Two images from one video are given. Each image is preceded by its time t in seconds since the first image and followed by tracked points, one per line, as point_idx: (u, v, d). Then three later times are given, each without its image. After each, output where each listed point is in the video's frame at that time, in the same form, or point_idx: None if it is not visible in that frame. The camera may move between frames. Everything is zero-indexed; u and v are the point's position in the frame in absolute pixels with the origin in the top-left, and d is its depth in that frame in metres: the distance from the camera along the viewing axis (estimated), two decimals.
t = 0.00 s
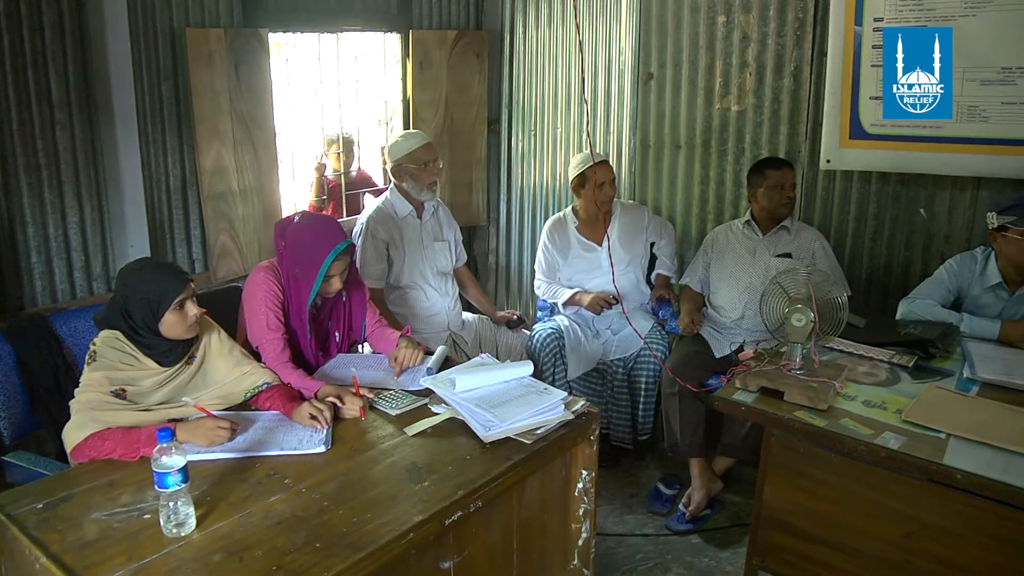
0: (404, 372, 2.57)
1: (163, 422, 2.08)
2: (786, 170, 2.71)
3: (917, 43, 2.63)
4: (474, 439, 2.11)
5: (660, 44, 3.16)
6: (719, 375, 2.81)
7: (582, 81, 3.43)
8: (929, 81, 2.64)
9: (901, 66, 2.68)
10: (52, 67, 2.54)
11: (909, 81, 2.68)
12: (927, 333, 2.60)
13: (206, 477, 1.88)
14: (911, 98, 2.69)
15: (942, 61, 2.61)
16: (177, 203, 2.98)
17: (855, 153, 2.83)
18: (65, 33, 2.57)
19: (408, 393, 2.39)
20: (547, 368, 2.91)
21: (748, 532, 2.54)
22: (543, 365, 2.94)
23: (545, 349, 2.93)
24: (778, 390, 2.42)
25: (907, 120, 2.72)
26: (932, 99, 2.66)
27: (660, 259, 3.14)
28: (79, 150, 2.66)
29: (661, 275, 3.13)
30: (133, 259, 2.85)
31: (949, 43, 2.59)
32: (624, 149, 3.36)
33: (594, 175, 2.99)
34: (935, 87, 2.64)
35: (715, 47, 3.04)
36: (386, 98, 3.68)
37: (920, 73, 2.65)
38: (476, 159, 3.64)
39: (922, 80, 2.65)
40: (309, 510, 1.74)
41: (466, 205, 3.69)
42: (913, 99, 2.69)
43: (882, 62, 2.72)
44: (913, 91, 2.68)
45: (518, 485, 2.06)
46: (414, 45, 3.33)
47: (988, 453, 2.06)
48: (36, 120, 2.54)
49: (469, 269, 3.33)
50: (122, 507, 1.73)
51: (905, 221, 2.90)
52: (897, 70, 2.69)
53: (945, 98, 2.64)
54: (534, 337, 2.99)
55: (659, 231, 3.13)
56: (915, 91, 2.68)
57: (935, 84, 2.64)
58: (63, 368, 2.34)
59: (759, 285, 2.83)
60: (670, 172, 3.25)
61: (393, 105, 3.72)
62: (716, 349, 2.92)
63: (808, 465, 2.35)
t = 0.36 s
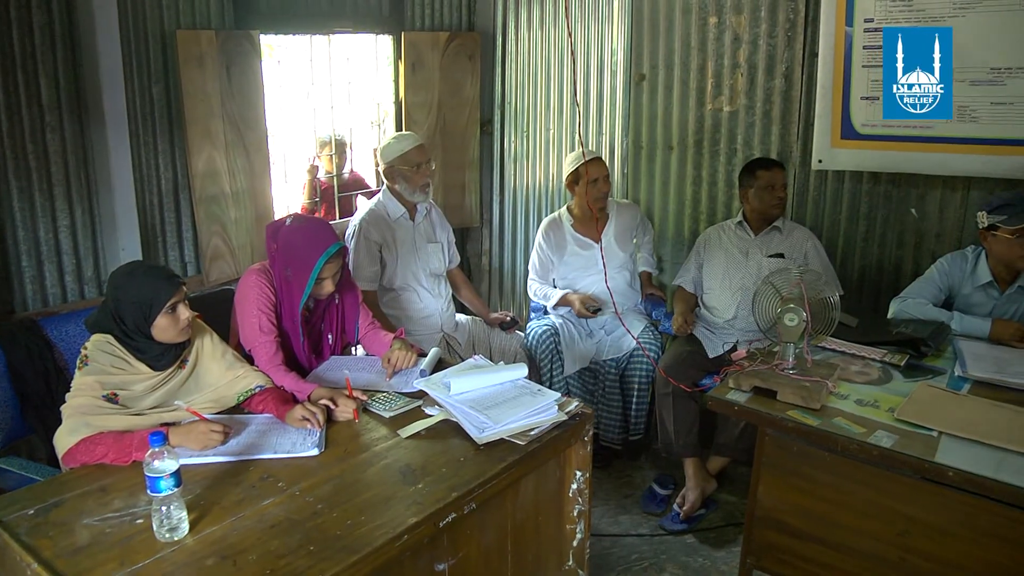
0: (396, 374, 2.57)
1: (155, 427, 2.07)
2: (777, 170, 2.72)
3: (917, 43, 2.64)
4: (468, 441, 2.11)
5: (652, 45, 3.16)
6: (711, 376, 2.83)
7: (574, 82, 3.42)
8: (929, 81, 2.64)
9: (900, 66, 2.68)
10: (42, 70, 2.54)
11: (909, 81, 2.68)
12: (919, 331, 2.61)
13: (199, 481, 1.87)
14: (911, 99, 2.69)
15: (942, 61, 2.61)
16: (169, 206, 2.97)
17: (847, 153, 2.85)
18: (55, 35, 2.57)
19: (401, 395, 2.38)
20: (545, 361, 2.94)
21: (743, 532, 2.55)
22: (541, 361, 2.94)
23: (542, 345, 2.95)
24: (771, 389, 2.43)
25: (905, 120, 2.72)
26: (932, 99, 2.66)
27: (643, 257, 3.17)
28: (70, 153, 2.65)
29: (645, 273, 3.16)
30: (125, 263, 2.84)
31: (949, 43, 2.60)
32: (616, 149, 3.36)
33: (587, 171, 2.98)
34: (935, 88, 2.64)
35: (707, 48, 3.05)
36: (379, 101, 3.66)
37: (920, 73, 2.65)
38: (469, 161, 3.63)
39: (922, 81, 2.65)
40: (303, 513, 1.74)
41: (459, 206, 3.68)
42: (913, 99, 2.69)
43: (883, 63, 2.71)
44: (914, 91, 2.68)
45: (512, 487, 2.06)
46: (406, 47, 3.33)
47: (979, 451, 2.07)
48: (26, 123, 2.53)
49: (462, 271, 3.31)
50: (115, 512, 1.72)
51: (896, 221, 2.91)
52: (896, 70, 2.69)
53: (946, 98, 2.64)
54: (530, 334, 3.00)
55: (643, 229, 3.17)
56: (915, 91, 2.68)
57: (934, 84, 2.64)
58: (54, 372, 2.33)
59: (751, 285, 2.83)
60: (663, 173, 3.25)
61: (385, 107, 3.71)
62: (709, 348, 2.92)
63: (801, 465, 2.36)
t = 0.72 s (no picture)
0: (372, 377, 2.56)
1: (128, 435, 2.04)
2: (744, 173, 2.76)
3: (917, 43, 2.64)
4: (445, 443, 2.10)
5: (627, 46, 3.17)
6: (689, 374, 2.84)
7: (549, 82, 3.42)
8: (929, 81, 2.65)
9: (901, 66, 2.69)
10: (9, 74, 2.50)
11: (909, 81, 2.68)
12: (891, 327, 2.64)
13: (173, 489, 1.85)
14: (911, 99, 2.69)
15: (942, 61, 2.62)
16: (141, 211, 2.94)
17: (820, 152, 2.87)
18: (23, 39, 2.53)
19: (378, 398, 2.37)
20: (521, 365, 2.92)
21: (721, 529, 2.56)
22: (517, 366, 2.93)
23: (517, 352, 2.93)
24: (746, 386, 2.45)
25: (909, 120, 2.72)
26: (932, 99, 2.66)
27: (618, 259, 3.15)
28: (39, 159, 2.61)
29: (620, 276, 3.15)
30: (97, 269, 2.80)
31: (949, 43, 2.61)
32: (592, 150, 3.36)
33: (564, 174, 2.95)
34: (935, 87, 2.65)
35: (681, 48, 3.06)
36: (352, 103, 3.62)
37: (920, 73, 2.65)
38: (445, 163, 3.61)
39: (922, 80, 2.65)
40: (280, 519, 1.72)
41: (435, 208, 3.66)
42: (913, 99, 2.69)
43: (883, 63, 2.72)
44: (914, 91, 2.68)
45: (490, 488, 2.06)
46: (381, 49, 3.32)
47: (952, 444, 2.09)
48: None
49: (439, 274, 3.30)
50: (87, 522, 1.69)
51: (869, 218, 2.93)
52: (897, 71, 2.69)
53: (946, 98, 2.65)
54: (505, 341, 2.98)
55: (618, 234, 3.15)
56: (915, 91, 2.68)
57: (934, 84, 2.65)
58: (22, 382, 2.29)
59: (725, 284, 2.85)
60: (639, 173, 3.26)
61: (361, 109, 3.67)
62: (685, 348, 2.93)
63: (777, 461, 2.38)
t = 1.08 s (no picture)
0: (326, 383, 2.53)
1: (74, 447, 1.99)
2: (692, 175, 2.79)
3: (917, 43, 2.63)
4: (401, 446, 2.08)
5: (577, 47, 3.18)
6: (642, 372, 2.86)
7: (500, 83, 3.41)
8: (929, 81, 2.64)
9: (901, 66, 2.66)
10: None
11: (909, 81, 2.66)
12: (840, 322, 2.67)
13: (121, 501, 1.80)
14: (911, 99, 2.68)
15: (942, 61, 2.62)
16: (86, 217, 2.87)
17: (769, 150, 2.91)
18: None
19: (332, 403, 2.35)
20: (474, 368, 2.91)
21: (677, 525, 2.59)
22: (470, 369, 2.91)
23: (470, 354, 2.91)
24: (699, 383, 2.47)
25: (909, 120, 2.70)
26: (932, 99, 2.66)
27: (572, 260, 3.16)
28: None
29: (574, 276, 3.17)
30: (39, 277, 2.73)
31: (949, 43, 2.60)
32: (544, 151, 3.36)
33: (525, 183, 2.93)
34: (935, 88, 2.65)
35: (631, 49, 3.08)
36: (302, 105, 3.57)
37: (920, 73, 2.64)
38: (397, 165, 3.59)
39: (923, 81, 2.64)
40: (232, 528, 1.70)
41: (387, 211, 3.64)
42: (913, 99, 2.67)
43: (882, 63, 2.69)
44: (912, 92, 2.67)
45: (446, 491, 2.04)
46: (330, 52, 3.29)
47: (899, 435, 2.14)
48: None
49: (392, 276, 3.28)
50: (31, 538, 1.65)
51: (818, 215, 2.97)
52: (897, 70, 2.67)
53: (946, 98, 2.65)
54: (459, 343, 2.96)
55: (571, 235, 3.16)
56: (915, 91, 2.66)
57: (934, 84, 2.64)
58: None
59: (676, 282, 2.87)
60: (590, 173, 3.27)
61: (310, 111, 3.62)
62: (639, 345, 2.95)
63: (731, 457, 2.41)
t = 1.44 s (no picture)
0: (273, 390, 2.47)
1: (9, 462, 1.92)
2: (640, 175, 2.81)
3: (917, 43, 2.61)
4: (350, 450, 2.06)
5: (523, 48, 3.18)
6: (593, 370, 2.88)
7: (446, 83, 3.39)
8: (929, 81, 2.62)
9: (900, 66, 2.64)
10: None
11: (909, 81, 2.64)
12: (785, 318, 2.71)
13: (62, 515, 1.75)
14: (911, 99, 2.66)
15: (942, 61, 2.60)
16: (22, 224, 2.78)
17: (715, 149, 2.95)
18: None
19: (281, 409, 2.31)
20: (424, 371, 2.91)
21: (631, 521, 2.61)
22: (421, 372, 2.92)
23: (421, 357, 2.91)
24: (649, 382, 2.47)
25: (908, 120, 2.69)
26: (932, 99, 2.64)
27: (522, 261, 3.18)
28: None
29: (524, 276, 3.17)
30: None
31: (949, 43, 2.59)
32: (492, 152, 3.36)
33: (471, 183, 2.92)
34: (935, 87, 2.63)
35: (577, 50, 3.09)
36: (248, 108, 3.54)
37: (920, 73, 2.61)
38: (344, 167, 3.56)
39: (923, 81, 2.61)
40: (179, 539, 1.66)
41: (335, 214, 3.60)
42: (913, 99, 2.66)
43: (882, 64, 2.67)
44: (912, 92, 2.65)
45: (398, 495, 2.02)
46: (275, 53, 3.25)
47: (844, 427, 2.18)
48: None
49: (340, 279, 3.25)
50: None
51: (763, 213, 3.01)
52: (897, 71, 2.65)
53: (946, 97, 2.63)
54: (409, 346, 2.96)
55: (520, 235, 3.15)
56: (915, 91, 2.65)
57: (934, 84, 2.62)
58: None
59: (625, 281, 2.88)
60: (538, 173, 3.28)
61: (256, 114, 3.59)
62: (590, 344, 2.96)
63: (681, 452, 2.43)
